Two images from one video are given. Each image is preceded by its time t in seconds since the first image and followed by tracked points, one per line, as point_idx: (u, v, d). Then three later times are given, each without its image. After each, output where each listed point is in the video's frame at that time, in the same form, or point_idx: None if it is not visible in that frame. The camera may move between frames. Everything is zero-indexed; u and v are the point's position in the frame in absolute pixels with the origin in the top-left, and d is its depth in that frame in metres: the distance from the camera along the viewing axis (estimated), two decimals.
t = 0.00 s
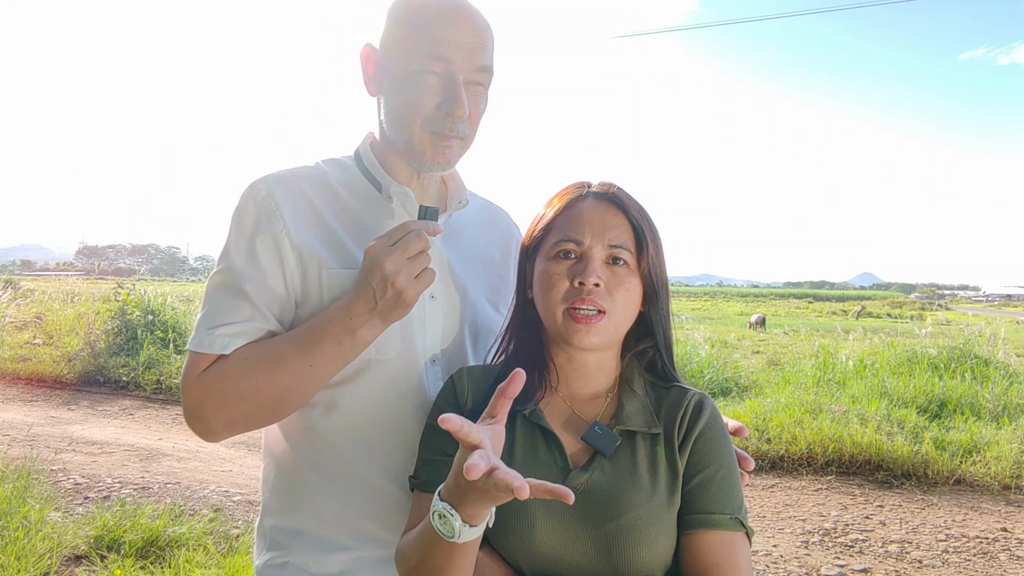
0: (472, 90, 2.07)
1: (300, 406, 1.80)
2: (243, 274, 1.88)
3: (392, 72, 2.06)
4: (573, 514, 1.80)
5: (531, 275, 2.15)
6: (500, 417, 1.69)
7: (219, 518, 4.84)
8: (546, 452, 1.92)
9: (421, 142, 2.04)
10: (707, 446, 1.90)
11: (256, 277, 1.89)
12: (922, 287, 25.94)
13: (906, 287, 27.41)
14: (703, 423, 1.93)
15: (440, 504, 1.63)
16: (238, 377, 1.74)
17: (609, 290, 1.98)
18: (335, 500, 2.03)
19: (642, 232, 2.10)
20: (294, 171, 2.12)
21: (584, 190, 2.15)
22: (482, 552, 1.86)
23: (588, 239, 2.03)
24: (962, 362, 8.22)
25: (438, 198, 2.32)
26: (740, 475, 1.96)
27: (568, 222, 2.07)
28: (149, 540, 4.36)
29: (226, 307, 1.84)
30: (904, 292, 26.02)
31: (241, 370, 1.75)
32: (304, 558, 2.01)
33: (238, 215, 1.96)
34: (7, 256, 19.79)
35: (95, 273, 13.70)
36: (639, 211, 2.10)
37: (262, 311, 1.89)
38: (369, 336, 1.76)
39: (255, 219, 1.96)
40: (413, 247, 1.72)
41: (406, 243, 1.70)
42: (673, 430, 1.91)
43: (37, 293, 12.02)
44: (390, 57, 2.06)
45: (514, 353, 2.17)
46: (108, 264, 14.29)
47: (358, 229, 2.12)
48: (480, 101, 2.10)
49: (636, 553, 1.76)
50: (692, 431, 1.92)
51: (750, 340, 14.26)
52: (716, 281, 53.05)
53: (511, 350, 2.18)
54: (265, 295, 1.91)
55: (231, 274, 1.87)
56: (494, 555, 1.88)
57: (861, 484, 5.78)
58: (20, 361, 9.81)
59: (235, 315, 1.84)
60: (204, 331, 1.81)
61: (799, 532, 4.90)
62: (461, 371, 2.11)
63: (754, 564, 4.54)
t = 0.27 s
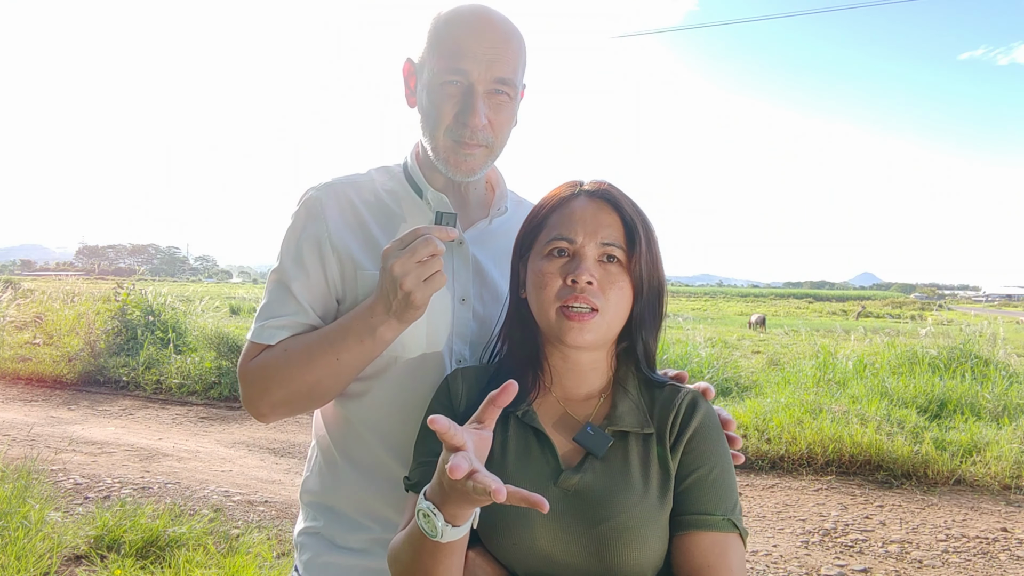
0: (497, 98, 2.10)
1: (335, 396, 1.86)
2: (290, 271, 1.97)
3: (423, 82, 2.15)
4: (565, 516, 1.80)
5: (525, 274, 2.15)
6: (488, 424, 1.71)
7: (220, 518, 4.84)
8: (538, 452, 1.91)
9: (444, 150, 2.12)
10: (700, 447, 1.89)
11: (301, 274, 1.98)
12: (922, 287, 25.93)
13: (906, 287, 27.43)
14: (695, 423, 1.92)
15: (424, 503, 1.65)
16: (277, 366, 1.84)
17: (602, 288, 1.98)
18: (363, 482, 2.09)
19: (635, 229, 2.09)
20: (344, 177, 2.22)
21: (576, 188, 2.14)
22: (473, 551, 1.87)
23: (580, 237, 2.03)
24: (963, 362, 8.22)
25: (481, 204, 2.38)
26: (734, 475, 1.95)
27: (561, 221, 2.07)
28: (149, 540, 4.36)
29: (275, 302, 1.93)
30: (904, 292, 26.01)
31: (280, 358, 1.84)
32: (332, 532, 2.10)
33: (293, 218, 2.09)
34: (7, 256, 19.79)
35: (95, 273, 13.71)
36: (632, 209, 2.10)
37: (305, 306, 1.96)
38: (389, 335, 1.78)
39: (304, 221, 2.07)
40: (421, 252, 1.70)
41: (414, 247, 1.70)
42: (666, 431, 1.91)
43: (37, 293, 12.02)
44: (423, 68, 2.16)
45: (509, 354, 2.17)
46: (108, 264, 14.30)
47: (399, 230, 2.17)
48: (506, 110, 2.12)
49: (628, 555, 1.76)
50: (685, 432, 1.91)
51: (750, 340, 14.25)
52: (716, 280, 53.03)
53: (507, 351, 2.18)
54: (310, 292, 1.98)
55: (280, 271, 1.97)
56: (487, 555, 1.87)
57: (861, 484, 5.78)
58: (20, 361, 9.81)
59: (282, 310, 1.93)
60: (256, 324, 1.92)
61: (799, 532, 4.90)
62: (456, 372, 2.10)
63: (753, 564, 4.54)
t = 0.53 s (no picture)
0: (510, 113, 2.07)
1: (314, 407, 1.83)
2: (282, 271, 1.96)
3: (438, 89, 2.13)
4: (555, 513, 1.81)
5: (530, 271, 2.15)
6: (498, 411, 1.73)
7: (220, 518, 4.84)
8: (533, 448, 1.92)
9: (450, 159, 2.09)
10: (697, 452, 1.88)
11: (294, 275, 1.97)
12: (921, 287, 25.94)
13: (906, 287, 27.45)
14: (695, 428, 1.91)
15: (411, 477, 1.73)
16: (260, 368, 1.83)
17: (606, 285, 1.98)
18: (346, 491, 2.11)
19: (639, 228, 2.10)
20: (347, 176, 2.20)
21: (581, 187, 2.15)
22: (463, 544, 1.93)
23: (585, 235, 2.03)
24: (963, 362, 8.22)
25: (485, 214, 2.34)
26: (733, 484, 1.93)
27: (566, 218, 2.08)
28: (149, 540, 4.36)
29: (264, 302, 1.92)
30: (904, 292, 26.02)
31: (263, 361, 1.83)
32: (310, 540, 2.11)
33: (290, 215, 2.07)
34: (6, 256, 19.78)
35: (95, 273, 13.71)
36: (636, 208, 2.10)
37: (296, 309, 1.96)
38: (379, 351, 1.77)
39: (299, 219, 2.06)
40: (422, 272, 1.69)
41: (414, 267, 1.68)
42: (662, 433, 1.90)
43: (37, 293, 12.01)
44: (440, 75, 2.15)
45: (510, 353, 2.18)
46: (108, 264, 14.31)
47: (395, 238, 2.17)
48: (519, 125, 2.10)
49: (615, 555, 1.76)
50: (682, 435, 1.90)
51: (750, 340, 14.24)
52: (716, 280, 53.05)
53: (507, 350, 2.20)
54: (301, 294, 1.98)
55: (272, 269, 1.96)
56: (478, 550, 1.92)
57: (861, 484, 5.78)
58: (20, 361, 9.80)
59: (272, 310, 1.92)
60: (241, 321, 1.90)
61: (799, 532, 4.90)
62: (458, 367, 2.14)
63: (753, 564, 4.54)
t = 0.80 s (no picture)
0: (501, 103, 2.07)
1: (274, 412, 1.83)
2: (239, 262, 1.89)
3: (426, 76, 2.10)
4: (552, 513, 1.81)
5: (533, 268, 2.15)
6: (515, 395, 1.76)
7: (219, 518, 4.84)
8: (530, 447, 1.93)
9: (437, 149, 2.06)
10: (697, 455, 1.88)
11: (251, 267, 1.91)
12: (921, 287, 25.95)
13: (906, 287, 27.47)
14: (695, 430, 1.91)
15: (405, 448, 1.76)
16: (218, 374, 1.77)
17: (609, 283, 1.98)
18: (301, 508, 2.05)
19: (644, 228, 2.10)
20: (313, 162, 2.15)
21: (586, 187, 2.16)
22: (459, 542, 1.94)
23: (589, 232, 2.03)
24: (963, 362, 8.21)
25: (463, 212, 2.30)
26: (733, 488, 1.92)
27: (570, 217, 2.08)
28: (149, 540, 4.36)
29: (217, 295, 1.85)
30: (904, 291, 26.03)
31: (221, 367, 1.77)
32: (263, 560, 2.05)
33: (250, 201, 2.00)
34: (6, 256, 19.80)
35: (95, 273, 13.71)
36: (641, 208, 2.10)
37: (251, 304, 1.90)
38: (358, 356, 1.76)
39: (259, 208, 2.00)
40: (415, 273, 1.69)
41: (409, 268, 1.68)
42: (661, 435, 1.90)
43: (37, 293, 12.02)
44: (427, 61, 2.12)
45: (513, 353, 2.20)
46: (107, 264, 14.33)
47: (361, 230, 2.14)
48: (510, 116, 2.10)
49: (611, 556, 1.76)
50: (681, 437, 1.90)
51: (750, 340, 14.24)
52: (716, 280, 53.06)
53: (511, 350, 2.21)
54: (257, 287, 1.93)
55: (227, 260, 1.89)
56: (473, 548, 1.93)
57: (861, 484, 5.77)
58: (20, 361, 9.80)
59: (225, 305, 1.86)
60: (190, 316, 1.82)
61: (799, 532, 4.90)
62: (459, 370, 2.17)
63: (753, 564, 4.54)
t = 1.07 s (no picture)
0: (478, 91, 2.08)
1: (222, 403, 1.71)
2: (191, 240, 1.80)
3: (402, 59, 2.09)
4: (551, 515, 1.81)
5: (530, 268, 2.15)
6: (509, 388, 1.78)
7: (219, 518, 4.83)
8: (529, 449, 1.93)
9: (410, 133, 2.04)
10: (696, 454, 1.88)
11: (204, 246, 1.82)
12: (921, 287, 25.96)
13: (906, 287, 27.48)
14: (694, 430, 1.91)
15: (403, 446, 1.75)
16: (161, 358, 1.64)
17: (607, 282, 1.97)
18: (239, 515, 1.92)
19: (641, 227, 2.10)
20: (274, 141, 2.09)
21: (583, 186, 2.15)
22: (458, 546, 1.94)
23: (586, 232, 2.03)
24: (963, 362, 8.21)
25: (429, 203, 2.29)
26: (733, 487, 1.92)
27: (567, 216, 2.07)
28: (149, 540, 4.36)
29: (166, 273, 1.75)
30: (904, 292, 26.04)
31: (164, 350, 1.65)
32: (200, 569, 1.90)
33: (204, 175, 1.91)
34: (6, 256, 19.81)
35: (95, 273, 13.73)
36: (638, 207, 2.11)
37: (203, 284, 1.80)
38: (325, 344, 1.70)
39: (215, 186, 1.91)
40: (393, 256, 1.67)
41: (387, 251, 1.67)
42: (661, 435, 1.90)
43: (37, 293, 12.02)
44: (403, 44, 2.10)
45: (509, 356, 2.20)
46: (107, 264, 14.34)
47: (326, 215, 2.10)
48: (486, 105, 2.11)
49: (612, 557, 1.76)
50: (680, 438, 1.90)
51: (750, 340, 14.25)
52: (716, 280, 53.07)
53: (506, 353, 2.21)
54: (210, 267, 1.83)
55: (179, 237, 1.79)
56: (472, 551, 1.93)
57: (861, 484, 5.77)
58: (20, 361, 9.81)
59: (175, 284, 1.75)
60: (133, 294, 1.69)
61: (799, 532, 4.90)
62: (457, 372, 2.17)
63: (753, 564, 4.54)
